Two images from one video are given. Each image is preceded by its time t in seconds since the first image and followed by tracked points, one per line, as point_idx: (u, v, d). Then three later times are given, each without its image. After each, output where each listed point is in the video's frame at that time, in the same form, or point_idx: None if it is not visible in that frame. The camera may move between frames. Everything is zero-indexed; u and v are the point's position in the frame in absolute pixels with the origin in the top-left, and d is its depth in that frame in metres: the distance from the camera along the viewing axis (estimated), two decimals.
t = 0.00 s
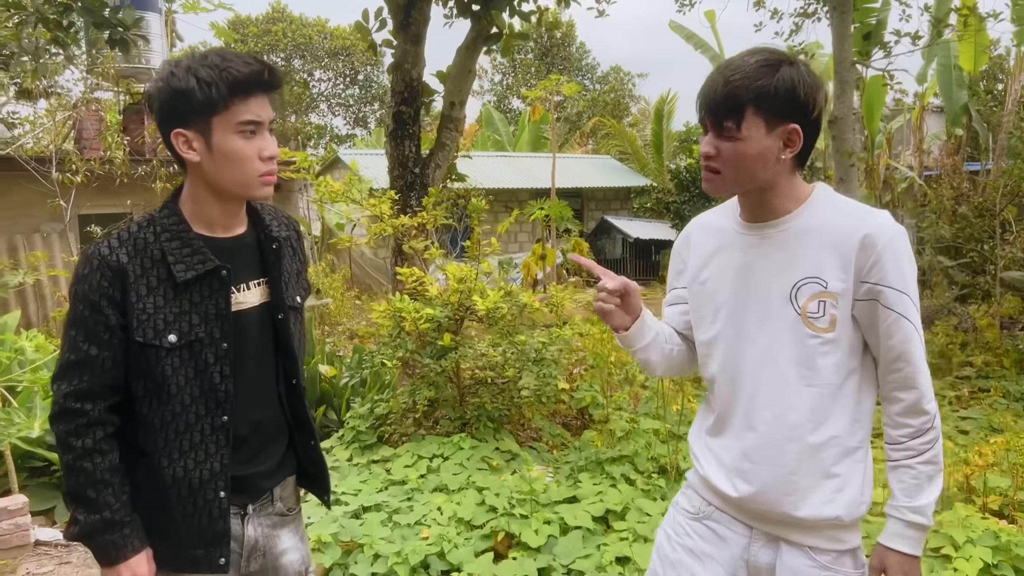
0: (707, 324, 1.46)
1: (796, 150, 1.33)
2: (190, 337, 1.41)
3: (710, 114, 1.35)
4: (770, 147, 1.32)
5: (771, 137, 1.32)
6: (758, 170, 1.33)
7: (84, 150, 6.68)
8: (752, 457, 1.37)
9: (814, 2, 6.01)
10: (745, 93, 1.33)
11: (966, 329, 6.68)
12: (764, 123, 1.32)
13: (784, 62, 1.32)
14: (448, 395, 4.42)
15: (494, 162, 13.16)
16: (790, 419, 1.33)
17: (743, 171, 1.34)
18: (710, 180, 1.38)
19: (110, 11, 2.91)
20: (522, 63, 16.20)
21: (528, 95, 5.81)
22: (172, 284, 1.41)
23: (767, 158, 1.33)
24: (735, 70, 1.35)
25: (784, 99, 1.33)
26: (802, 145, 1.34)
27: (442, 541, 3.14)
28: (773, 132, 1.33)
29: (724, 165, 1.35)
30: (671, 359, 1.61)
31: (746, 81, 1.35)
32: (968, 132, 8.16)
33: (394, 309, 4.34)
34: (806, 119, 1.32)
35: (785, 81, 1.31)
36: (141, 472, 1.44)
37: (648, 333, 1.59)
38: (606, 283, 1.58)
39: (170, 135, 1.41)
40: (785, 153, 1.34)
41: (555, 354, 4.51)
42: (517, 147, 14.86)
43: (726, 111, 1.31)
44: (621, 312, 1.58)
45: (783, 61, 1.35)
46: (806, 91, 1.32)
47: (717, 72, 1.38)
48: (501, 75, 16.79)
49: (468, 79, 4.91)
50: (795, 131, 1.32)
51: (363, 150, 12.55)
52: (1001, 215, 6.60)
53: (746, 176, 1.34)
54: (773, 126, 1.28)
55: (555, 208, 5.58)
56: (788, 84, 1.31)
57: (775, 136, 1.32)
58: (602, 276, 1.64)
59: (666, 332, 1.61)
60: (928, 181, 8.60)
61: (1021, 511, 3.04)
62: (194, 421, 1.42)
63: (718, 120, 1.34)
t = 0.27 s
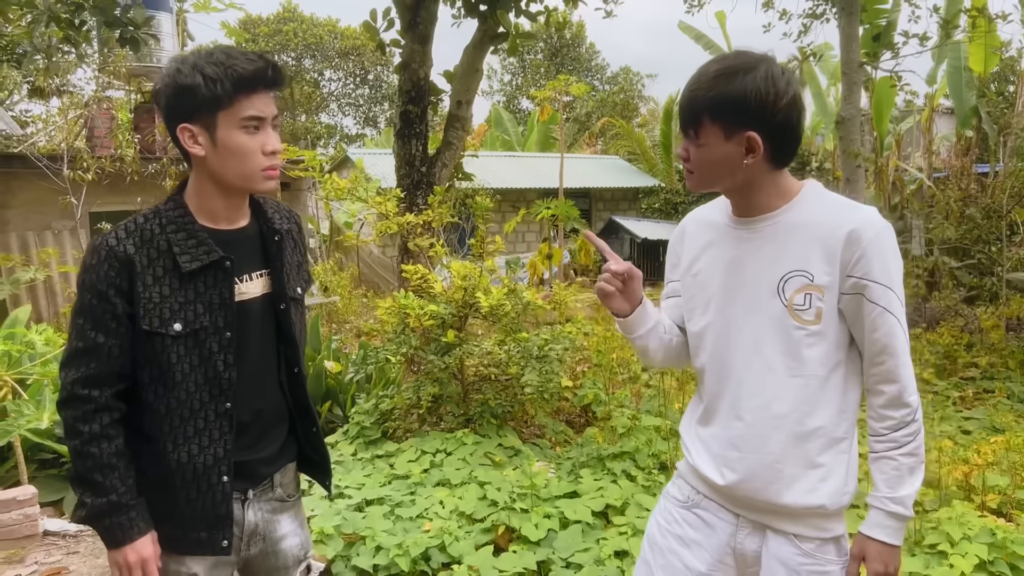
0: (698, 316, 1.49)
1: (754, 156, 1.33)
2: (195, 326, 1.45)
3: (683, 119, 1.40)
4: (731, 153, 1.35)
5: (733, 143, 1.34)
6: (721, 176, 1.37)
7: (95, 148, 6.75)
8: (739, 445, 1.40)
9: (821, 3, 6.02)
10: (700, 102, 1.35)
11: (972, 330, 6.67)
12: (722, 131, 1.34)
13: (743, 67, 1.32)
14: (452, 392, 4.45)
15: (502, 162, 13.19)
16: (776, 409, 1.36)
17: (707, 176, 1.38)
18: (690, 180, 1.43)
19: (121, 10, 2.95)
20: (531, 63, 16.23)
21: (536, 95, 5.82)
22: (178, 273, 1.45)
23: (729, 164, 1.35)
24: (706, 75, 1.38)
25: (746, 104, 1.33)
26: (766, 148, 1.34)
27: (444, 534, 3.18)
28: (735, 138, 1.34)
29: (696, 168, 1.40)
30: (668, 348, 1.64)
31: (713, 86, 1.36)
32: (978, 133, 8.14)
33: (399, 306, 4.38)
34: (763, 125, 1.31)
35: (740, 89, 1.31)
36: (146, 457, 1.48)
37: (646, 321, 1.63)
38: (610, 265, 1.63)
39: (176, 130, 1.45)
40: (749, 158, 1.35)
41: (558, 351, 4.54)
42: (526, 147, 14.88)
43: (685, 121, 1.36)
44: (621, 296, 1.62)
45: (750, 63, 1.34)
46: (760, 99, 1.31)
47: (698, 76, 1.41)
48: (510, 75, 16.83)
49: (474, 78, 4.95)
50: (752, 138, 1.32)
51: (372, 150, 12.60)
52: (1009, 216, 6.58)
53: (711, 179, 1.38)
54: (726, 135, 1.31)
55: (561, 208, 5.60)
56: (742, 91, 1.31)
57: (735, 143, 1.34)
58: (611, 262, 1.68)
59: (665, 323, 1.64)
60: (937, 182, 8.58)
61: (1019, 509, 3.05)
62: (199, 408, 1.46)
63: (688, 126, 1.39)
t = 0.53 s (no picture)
0: (701, 309, 1.48)
1: (766, 148, 1.32)
2: (194, 317, 1.46)
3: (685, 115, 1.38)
4: (741, 145, 1.34)
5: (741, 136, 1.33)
6: (729, 170, 1.35)
7: (105, 146, 6.79)
8: (740, 439, 1.40)
9: (831, 4, 6.00)
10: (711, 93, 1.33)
11: (982, 332, 6.62)
12: (733, 123, 1.33)
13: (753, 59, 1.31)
14: (457, 389, 4.45)
15: (510, 163, 13.19)
16: (777, 403, 1.36)
17: (715, 170, 1.36)
18: (692, 177, 1.41)
19: (132, 8, 2.95)
20: (540, 64, 16.23)
21: (544, 96, 5.81)
22: (177, 264, 1.46)
23: (738, 157, 1.34)
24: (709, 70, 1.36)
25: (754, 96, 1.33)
26: (775, 141, 1.34)
27: (447, 531, 3.18)
28: (744, 130, 1.34)
29: (702, 163, 1.38)
30: (671, 344, 1.63)
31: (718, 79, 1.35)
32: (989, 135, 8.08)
33: (405, 303, 4.37)
34: (775, 117, 1.31)
35: (752, 80, 1.30)
36: (145, 448, 1.49)
37: (645, 318, 1.62)
38: (603, 268, 1.62)
39: (177, 122, 1.46)
40: (758, 151, 1.35)
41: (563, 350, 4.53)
42: (535, 148, 14.87)
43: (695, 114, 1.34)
44: (618, 296, 1.61)
45: (756, 57, 1.34)
46: (772, 90, 1.30)
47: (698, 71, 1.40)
48: (520, 76, 16.83)
49: (482, 77, 4.96)
50: (764, 129, 1.32)
51: (381, 150, 12.63)
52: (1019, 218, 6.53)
53: (717, 174, 1.36)
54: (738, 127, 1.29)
55: (569, 208, 5.59)
56: (755, 84, 1.31)
57: (746, 135, 1.33)
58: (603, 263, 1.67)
59: (665, 317, 1.64)
60: (948, 184, 8.52)
61: None
62: (197, 399, 1.46)
63: (691, 122, 1.37)
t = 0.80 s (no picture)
0: (706, 310, 1.45)
1: (783, 141, 1.30)
2: (186, 316, 1.44)
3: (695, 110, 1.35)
4: (756, 139, 1.31)
5: (757, 129, 1.31)
6: (744, 163, 1.32)
7: (113, 146, 6.81)
8: (746, 442, 1.37)
9: (841, 6, 5.96)
10: (726, 86, 1.30)
11: (993, 337, 6.55)
12: (748, 117, 1.31)
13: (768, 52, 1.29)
14: (462, 390, 4.43)
15: (518, 164, 13.17)
16: (784, 405, 1.33)
17: (729, 165, 1.33)
18: (702, 175, 1.37)
19: (139, 6, 2.92)
20: (549, 66, 16.20)
21: (553, 97, 5.77)
22: (170, 262, 1.44)
23: (754, 151, 1.32)
24: (719, 64, 1.33)
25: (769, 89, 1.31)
26: (790, 134, 1.32)
27: (450, 533, 3.16)
28: (759, 123, 1.31)
29: (714, 160, 1.35)
30: (672, 347, 1.61)
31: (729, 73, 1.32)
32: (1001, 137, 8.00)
33: (410, 303, 4.35)
34: (792, 110, 1.29)
35: (766, 73, 1.28)
36: (136, 449, 1.47)
37: (643, 324, 1.60)
38: (597, 278, 1.60)
39: (168, 117, 1.45)
40: (773, 145, 1.32)
41: (569, 351, 4.50)
42: (543, 149, 14.84)
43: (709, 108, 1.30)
44: (616, 304, 1.60)
45: (766, 51, 1.32)
46: (789, 83, 1.29)
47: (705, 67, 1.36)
48: (528, 78, 16.79)
49: (489, 77, 4.92)
50: (780, 122, 1.30)
51: (388, 151, 12.63)
52: None
53: (733, 169, 1.33)
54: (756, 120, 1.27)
55: (577, 209, 5.56)
56: (770, 77, 1.28)
57: (762, 129, 1.31)
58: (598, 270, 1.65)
59: (664, 320, 1.61)
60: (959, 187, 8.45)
61: None
62: (190, 399, 1.45)
63: (702, 117, 1.34)
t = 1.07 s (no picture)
0: (711, 315, 1.43)
1: (801, 144, 1.30)
2: (182, 321, 1.44)
3: (712, 112, 1.31)
4: (774, 142, 1.30)
5: (775, 131, 1.30)
6: (763, 165, 1.30)
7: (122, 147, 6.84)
8: (754, 449, 1.34)
9: (851, 8, 5.92)
10: (748, 88, 1.28)
11: (1005, 340, 6.49)
12: (768, 119, 1.29)
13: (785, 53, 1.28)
14: (468, 393, 4.42)
15: (527, 165, 13.16)
16: (793, 411, 1.30)
17: (747, 168, 1.31)
18: (716, 179, 1.35)
19: (147, 7, 2.90)
20: (558, 67, 16.17)
21: (561, 99, 5.74)
22: (165, 267, 1.44)
23: (773, 153, 1.30)
24: (735, 66, 1.30)
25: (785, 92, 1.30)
26: (807, 136, 1.32)
27: (455, 537, 3.14)
28: (777, 126, 1.30)
29: (731, 163, 1.32)
30: (667, 349, 1.60)
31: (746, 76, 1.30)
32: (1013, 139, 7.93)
33: (416, 305, 4.33)
34: (809, 112, 1.29)
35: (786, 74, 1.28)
36: (131, 456, 1.46)
37: (642, 320, 1.58)
38: (599, 272, 1.57)
39: (162, 116, 1.44)
40: (789, 147, 1.32)
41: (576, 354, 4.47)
42: (552, 150, 14.82)
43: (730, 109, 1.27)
44: (616, 299, 1.58)
45: (780, 52, 1.31)
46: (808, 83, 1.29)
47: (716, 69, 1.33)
48: (537, 79, 16.76)
49: (497, 78, 4.88)
50: (799, 123, 1.29)
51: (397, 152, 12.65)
52: None
53: (751, 172, 1.31)
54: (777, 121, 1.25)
55: (585, 211, 5.53)
56: (790, 77, 1.28)
57: (781, 131, 1.30)
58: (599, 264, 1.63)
59: (662, 319, 1.59)
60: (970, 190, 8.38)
61: None
62: (186, 404, 1.44)
63: (720, 120, 1.30)
